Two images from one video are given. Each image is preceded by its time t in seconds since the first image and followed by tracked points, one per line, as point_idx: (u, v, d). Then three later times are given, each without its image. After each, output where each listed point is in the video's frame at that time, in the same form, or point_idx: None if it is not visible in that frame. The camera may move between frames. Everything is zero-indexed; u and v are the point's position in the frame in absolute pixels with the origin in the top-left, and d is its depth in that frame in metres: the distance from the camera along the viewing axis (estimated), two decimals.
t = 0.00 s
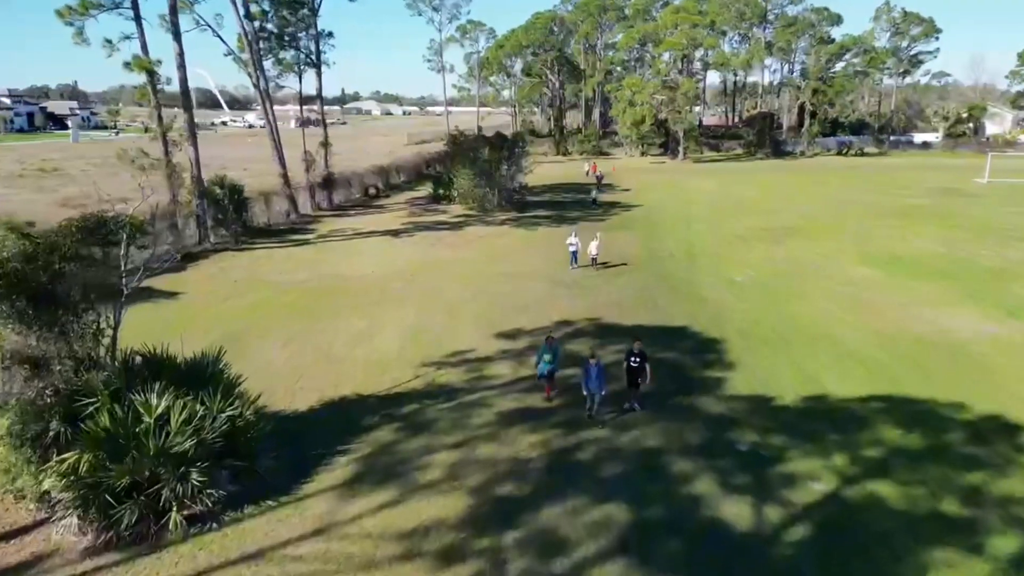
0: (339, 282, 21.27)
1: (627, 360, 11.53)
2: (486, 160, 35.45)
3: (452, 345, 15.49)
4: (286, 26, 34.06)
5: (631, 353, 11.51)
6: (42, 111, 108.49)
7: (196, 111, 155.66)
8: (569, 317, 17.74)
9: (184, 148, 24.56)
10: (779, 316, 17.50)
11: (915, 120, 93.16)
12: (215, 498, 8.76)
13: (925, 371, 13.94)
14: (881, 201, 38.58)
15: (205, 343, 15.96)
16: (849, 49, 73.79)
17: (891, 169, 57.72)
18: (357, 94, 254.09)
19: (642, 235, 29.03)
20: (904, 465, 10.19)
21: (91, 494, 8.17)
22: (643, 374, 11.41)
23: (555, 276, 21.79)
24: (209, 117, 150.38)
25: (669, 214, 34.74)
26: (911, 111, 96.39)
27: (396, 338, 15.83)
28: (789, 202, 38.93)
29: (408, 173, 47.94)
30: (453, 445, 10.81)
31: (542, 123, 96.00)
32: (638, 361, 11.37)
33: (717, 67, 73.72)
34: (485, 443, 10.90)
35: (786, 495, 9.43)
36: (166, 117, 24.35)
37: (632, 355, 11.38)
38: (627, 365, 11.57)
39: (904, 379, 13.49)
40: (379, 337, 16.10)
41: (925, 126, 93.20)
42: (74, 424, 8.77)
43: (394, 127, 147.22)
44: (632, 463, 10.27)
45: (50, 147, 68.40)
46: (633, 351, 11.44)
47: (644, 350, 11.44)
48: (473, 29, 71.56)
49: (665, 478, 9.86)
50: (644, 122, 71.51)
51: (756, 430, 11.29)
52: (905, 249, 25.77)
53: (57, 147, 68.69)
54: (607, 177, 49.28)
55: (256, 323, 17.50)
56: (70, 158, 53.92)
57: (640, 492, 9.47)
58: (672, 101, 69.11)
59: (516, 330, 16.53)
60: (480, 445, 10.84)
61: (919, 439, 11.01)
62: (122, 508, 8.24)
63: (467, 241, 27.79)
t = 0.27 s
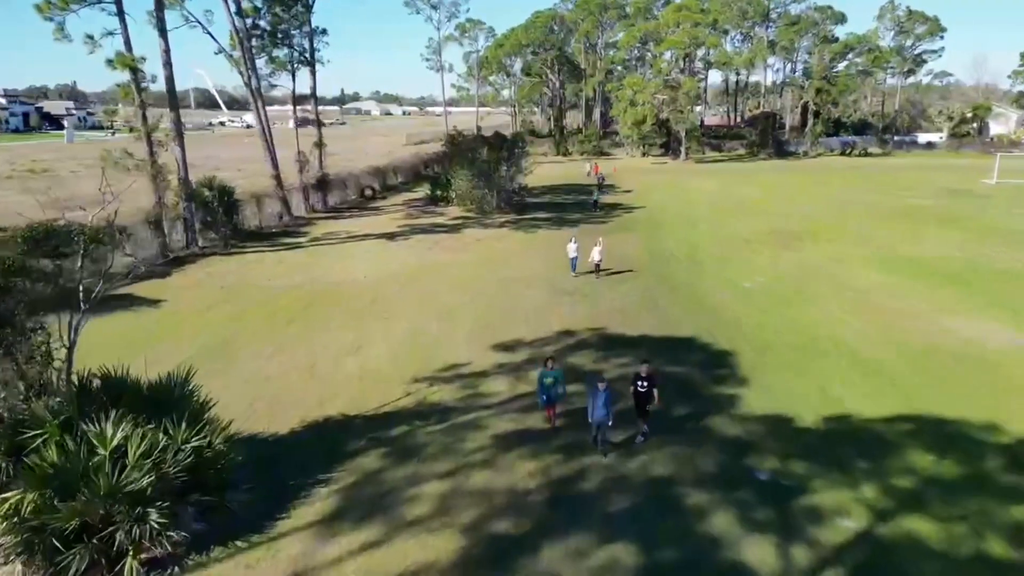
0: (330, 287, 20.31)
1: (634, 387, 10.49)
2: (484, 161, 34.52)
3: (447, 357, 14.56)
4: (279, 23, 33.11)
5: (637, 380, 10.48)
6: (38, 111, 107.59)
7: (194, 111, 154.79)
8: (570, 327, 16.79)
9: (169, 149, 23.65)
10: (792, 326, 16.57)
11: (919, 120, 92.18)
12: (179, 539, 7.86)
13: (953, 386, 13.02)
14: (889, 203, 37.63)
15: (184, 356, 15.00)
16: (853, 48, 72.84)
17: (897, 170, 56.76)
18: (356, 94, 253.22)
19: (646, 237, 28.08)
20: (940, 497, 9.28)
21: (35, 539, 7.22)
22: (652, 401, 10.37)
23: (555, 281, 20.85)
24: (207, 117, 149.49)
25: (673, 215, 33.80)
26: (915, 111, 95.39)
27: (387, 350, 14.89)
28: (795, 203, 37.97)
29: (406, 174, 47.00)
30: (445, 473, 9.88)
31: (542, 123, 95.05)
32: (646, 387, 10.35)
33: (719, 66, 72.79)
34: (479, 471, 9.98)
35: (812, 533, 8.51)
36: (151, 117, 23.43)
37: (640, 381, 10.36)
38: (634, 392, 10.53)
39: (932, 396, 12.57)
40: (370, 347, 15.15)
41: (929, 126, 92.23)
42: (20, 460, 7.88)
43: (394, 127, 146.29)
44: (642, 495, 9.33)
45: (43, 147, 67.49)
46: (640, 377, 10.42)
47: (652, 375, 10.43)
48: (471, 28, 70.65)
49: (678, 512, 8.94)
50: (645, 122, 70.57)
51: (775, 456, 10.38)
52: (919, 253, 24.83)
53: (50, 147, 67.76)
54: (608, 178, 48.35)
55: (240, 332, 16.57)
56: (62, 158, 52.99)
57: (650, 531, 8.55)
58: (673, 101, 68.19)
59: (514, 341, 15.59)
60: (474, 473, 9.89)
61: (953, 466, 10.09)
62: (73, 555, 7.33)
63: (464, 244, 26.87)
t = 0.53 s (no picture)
0: (320, 293, 19.42)
1: (641, 414, 9.49)
2: (483, 161, 33.68)
3: (440, 369, 13.72)
4: (273, 19, 32.22)
5: (644, 407, 9.49)
6: (35, 111, 106.81)
7: (192, 111, 153.99)
8: (571, 335, 15.94)
9: (155, 149, 22.82)
10: (806, 334, 15.73)
11: (923, 119, 91.32)
12: None
13: (981, 399, 12.18)
14: (898, 204, 36.76)
15: (162, 367, 14.06)
16: (857, 47, 71.99)
17: (902, 170, 55.93)
18: (356, 94, 252.63)
19: (648, 240, 27.21)
20: (979, 530, 8.45)
21: None
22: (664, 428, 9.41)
23: (555, 287, 20.01)
24: (205, 117, 148.74)
25: (676, 216, 32.96)
26: (919, 110, 94.53)
27: (378, 362, 14.05)
28: (800, 204, 37.14)
29: (403, 175, 46.16)
30: (436, 503, 9.05)
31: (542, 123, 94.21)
32: (657, 413, 9.37)
33: (721, 66, 71.95)
34: (473, 499, 9.15)
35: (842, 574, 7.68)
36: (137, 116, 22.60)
37: (650, 406, 9.36)
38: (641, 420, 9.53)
39: (960, 410, 11.73)
40: (358, 359, 14.28)
41: (933, 126, 91.38)
42: None
43: (393, 126, 145.52)
44: (652, 529, 8.49)
45: (37, 147, 66.67)
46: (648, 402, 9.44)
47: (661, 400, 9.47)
48: (470, 27, 69.85)
49: (691, 549, 8.11)
50: (647, 122, 69.73)
51: (795, 482, 9.55)
52: (932, 256, 23.98)
53: (44, 147, 66.95)
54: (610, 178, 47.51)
55: (223, 340, 15.73)
56: (55, 157, 52.16)
57: (662, 571, 7.72)
58: (675, 100, 67.36)
59: (512, 352, 14.75)
60: (468, 503, 9.07)
61: (990, 495, 9.27)
62: None
63: (461, 247, 26.03)
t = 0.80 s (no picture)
0: (311, 300, 18.64)
1: (653, 443, 8.49)
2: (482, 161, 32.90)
3: (435, 383, 12.93)
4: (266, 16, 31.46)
5: (656, 434, 8.49)
6: (32, 111, 106.12)
7: (191, 111, 153.32)
8: (573, 346, 15.16)
9: (142, 149, 22.08)
10: (821, 347, 14.95)
11: (927, 120, 90.51)
12: None
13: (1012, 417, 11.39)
14: (907, 206, 35.96)
15: (139, 379, 13.27)
16: (861, 46, 71.22)
17: (908, 171, 55.16)
18: (357, 94, 252.00)
19: (652, 244, 26.44)
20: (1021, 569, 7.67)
21: None
22: (679, 458, 8.42)
23: (556, 294, 19.23)
24: (205, 117, 148.07)
25: (679, 219, 32.20)
26: (923, 110, 93.73)
27: (367, 375, 13.26)
28: (806, 207, 36.35)
29: (401, 175, 45.38)
30: (425, 535, 8.26)
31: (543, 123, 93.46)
32: (671, 441, 8.37)
33: (723, 65, 71.17)
34: (466, 531, 8.36)
35: None
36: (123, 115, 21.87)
37: (663, 433, 8.37)
38: (653, 449, 8.53)
39: (990, 429, 10.94)
40: (348, 372, 13.49)
41: (938, 126, 90.57)
42: None
43: (393, 126, 144.76)
44: (661, 568, 7.70)
45: (32, 147, 65.93)
46: (661, 430, 8.44)
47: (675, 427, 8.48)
48: (469, 26, 69.12)
49: None
50: (649, 122, 68.96)
51: (817, 512, 8.76)
52: (946, 260, 23.17)
53: (39, 147, 66.22)
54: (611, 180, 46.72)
55: (207, 352, 14.95)
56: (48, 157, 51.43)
57: None
58: (677, 100, 66.58)
59: (510, 364, 13.96)
60: (461, 535, 8.28)
61: None
62: None
63: (459, 251, 25.25)
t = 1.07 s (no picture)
0: (299, 307, 17.67)
1: (674, 487, 7.47)
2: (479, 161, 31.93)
3: (426, 401, 11.95)
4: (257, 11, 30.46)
5: (676, 477, 7.47)
6: (27, 110, 105.13)
7: (189, 111, 152.43)
8: (575, 358, 14.19)
9: (123, 149, 21.09)
10: (840, 361, 14.00)
11: (931, 119, 89.54)
12: None
13: None
14: (917, 207, 34.99)
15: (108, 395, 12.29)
16: (865, 45, 70.25)
17: (914, 171, 54.25)
18: (356, 94, 251.41)
19: (656, 247, 25.48)
20: None
21: None
22: (704, 503, 7.40)
23: (557, 301, 18.26)
24: (203, 117, 147.19)
25: (683, 221, 31.22)
26: (927, 109, 92.74)
27: (353, 393, 12.26)
28: (813, 208, 35.39)
29: (398, 176, 44.40)
30: None
31: (543, 123, 92.51)
32: (695, 485, 7.35)
33: (726, 64, 70.21)
34: None
35: None
36: (103, 112, 20.86)
37: (686, 476, 7.35)
38: (674, 494, 7.50)
39: None
40: (332, 389, 12.51)
41: (942, 126, 89.61)
42: None
43: (392, 127, 143.78)
44: None
45: (25, 146, 64.92)
46: (682, 472, 7.42)
47: (698, 467, 7.47)
48: (468, 24, 68.17)
49: None
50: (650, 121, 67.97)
51: (850, 556, 7.81)
52: (963, 264, 22.23)
53: (33, 147, 65.19)
54: (612, 181, 45.78)
55: (183, 363, 13.96)
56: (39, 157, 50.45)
57: None
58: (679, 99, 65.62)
59: (508, 379, 13.00)
60: None
61: None
62: None
63: (455, 254, 24.29)
